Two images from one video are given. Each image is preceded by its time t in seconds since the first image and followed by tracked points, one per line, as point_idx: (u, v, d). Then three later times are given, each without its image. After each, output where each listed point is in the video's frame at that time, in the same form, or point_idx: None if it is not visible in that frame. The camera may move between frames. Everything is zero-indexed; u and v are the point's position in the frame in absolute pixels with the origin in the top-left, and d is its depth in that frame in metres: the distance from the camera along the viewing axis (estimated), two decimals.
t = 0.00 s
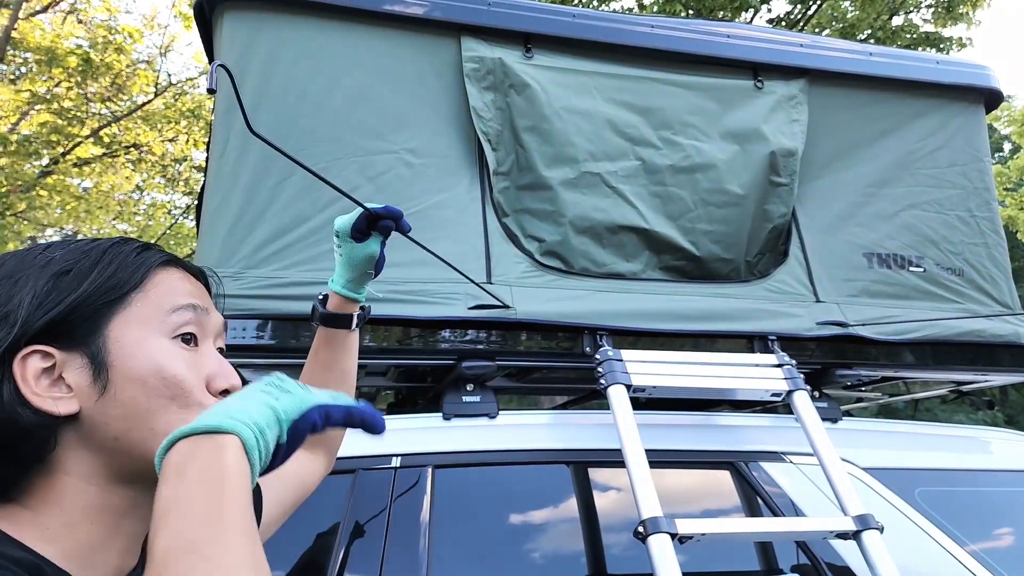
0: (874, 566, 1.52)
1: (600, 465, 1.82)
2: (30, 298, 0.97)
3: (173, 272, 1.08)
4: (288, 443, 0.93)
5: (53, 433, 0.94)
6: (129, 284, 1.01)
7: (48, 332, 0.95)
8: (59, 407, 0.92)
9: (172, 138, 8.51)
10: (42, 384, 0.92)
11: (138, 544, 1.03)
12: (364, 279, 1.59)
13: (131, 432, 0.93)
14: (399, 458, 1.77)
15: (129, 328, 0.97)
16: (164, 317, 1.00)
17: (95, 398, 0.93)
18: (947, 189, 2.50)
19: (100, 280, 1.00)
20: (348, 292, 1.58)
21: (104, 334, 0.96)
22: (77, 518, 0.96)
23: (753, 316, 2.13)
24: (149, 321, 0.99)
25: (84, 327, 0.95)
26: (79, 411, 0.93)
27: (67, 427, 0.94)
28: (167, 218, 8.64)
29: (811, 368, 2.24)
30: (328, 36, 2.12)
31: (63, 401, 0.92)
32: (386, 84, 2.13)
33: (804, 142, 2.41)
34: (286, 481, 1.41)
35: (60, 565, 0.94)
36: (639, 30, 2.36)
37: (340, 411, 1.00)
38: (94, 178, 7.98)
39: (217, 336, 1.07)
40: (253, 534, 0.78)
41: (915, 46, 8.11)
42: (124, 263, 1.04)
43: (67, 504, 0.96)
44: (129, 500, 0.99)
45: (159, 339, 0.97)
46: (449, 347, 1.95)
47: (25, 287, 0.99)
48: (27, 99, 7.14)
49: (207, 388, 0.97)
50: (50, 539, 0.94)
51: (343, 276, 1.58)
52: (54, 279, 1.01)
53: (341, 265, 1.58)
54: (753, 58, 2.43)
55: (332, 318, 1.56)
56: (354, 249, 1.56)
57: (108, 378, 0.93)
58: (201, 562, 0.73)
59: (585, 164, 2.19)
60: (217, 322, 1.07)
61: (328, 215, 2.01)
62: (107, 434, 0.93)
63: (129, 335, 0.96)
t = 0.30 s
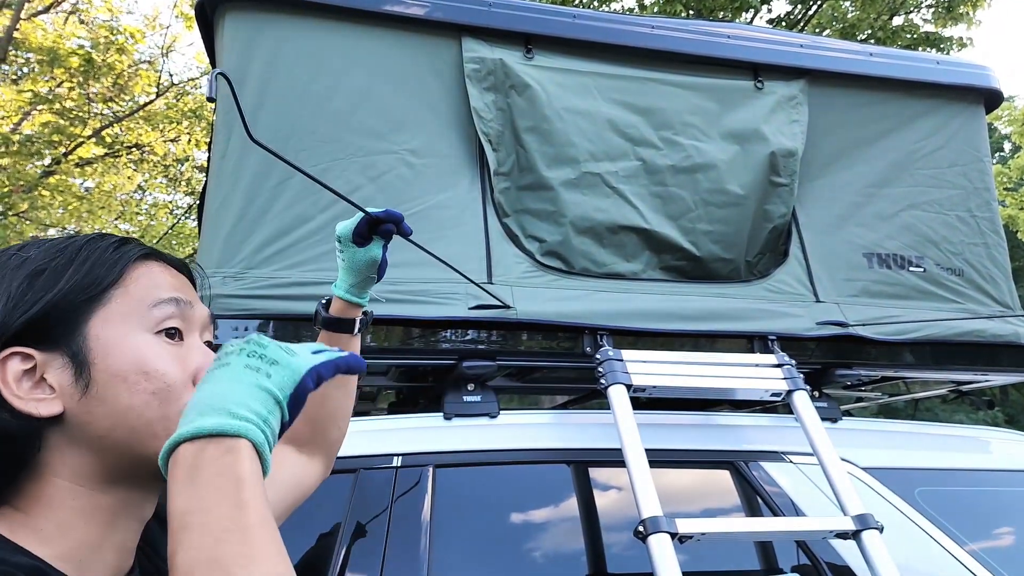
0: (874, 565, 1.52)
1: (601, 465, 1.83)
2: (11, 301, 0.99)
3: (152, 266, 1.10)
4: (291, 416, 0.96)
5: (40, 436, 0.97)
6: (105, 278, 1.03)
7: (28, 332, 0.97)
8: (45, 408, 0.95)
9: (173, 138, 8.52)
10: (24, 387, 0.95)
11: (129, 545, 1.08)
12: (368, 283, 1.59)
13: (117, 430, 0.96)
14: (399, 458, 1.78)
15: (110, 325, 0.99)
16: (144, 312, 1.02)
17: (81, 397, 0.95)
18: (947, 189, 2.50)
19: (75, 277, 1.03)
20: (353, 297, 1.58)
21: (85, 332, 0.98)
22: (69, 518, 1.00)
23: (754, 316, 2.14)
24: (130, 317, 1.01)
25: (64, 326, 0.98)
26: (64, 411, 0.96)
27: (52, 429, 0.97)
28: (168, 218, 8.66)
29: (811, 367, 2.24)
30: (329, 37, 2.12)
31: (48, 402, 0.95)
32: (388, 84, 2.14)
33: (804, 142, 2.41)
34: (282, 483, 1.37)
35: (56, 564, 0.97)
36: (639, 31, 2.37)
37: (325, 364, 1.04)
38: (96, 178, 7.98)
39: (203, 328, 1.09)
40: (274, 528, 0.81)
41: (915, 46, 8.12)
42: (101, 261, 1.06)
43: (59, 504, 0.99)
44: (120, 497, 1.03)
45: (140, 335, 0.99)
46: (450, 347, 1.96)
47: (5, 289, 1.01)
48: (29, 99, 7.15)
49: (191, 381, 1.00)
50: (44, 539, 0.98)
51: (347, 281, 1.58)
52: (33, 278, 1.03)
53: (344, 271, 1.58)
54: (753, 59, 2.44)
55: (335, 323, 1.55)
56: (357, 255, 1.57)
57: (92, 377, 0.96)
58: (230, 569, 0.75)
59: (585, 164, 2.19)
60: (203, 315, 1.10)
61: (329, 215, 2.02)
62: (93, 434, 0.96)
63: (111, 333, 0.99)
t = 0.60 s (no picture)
0: (874, 565, 1.53)
1: (602, 465, 1.83)
2: None
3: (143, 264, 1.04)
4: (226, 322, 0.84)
5: (24, 441, 0.89)
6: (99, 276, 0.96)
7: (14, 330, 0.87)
8: (29, 412, 0.86)
9: (174, 138, 8.53)
10: (8, 388, 0.86)
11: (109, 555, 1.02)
12: (361, 277, 1.55)
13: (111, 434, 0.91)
14: (401, 458, 1.78)
15: (102, 324, 0.92)
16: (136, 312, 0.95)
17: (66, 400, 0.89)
18: (947, 189, 2.51)
19: (67, 273, 0.94)
20: (344, 291, 1.54)
21: (76, 333, 0.90)
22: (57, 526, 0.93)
23: (754, 316, 2.14)
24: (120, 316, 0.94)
25: (54, 326, 0.89)
26: (50, 415, 0.88)
27: (37, 433, 0.89)
28: (169, 218, 8.68)
29: (812, 367, 2.24)
30: (330, 38, 2.13)
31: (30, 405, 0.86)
32: (389, 85, 2.14)
33: (806, 142, 2.41)
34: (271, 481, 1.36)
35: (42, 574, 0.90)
36: (640, 31, 2.37)
37: (250, 257, 0.89)
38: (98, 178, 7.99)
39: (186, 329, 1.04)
40: (223, 459, 0.73)
41: (916, 45, 8.12)
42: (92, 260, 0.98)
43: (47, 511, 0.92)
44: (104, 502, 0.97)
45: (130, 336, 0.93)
46: (451, 347, 1.97)
47: None
48: (31, 100, 7.16)
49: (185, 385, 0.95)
50: (29, 548, 0.90)
51: (340, 277, 1.54)
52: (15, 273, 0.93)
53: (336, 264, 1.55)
54: (754, 59, 2.44)
55: (326, 318, 1.50)
56: (350, 247, 1.54)
57: (81, 379, 0.89)
58: (164, 505, 0.67)
59: (586, 165, 2.20)
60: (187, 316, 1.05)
61: (331, 216, 2.03)
62: (78, 439, 0.90)
63: (101, 333, 0.92)
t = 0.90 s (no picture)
0: (874, 564, 1.53)
1: (603, 464, 1.84)
2: (43, 305, 0.83)
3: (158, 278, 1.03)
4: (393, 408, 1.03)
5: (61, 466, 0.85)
6: (141, 294, 0.95)
7: (70, 347, 0.83)
8: (83, 434, 0.83)
9: (175, 138, 8.54)
10: (58, 411, 0.82)
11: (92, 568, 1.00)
12: (346, 274, 1.58)
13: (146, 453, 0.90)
14: (401, 458, 1.78)
15: (142, 343, 0.92)
16: (168, 331, 0.97)
17: (112, 425, 0.86)
18: (947, 189, 2.51)
19: (114, 288, 0.91)
20: (328, 285, 1.56)
21: (124, 352, 0.89)
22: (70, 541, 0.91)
23: (754, 316, 2.14)
24: (158, 336, 0.94)
25: (105, 344, 0.87)
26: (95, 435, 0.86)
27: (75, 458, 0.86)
28: (170, 217, 8.70)
29: (812, 366, 2.25)
30: (332, 39, 2.13)
31: (82, 430, 0.83)
32: (391, 86, 2.15)
33: (806, 143, 2.42)
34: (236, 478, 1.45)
35: None
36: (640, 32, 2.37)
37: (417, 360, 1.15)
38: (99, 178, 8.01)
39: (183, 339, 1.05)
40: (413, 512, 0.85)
41: (916, 45, 8.11)
42: (126, 270, 0.95)
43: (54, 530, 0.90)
44: (114, 520, 0.95)
45: (167, 354, 0.95)
46: (453, 348, 1.97)
47: (21, 284, 0.83)
48: (32, 99, 7.18)
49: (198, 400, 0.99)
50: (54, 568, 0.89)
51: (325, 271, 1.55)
52: (55, 275, 0.86)
53: (326, 258, 1.54)
54: (754, 59, 2.45)
55: (304, 310, 1.54)
56: (346, 245, 1.53)
57: (133, 403, 0.88)
58: (386, 535, 0.79)
59: (587, 165, 2.20)
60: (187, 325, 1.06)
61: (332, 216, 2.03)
62: (117, 459, 0.89)
63: (147, 351, 0.92)
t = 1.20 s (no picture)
0: (872, 564, 1.54)
1: (602, 464, 1.84)
2: (160, 295, 0.80)
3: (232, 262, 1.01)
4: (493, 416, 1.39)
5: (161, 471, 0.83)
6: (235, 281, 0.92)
7: (186, 343, 0.82)
8: (182, 432, 0.82)
9: (176, 137, 8.55)
10: (161, 412, 0.80)
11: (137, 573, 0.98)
12: (331, 272, 1.62)
13: (229, 454, 0.90)
14: (402, 458, 1.79)
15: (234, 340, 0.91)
16: (247, 326, 0.96)
17: (206, 425, 0.86)
18: (947, 189, 2.51)
19: (218, 273, 0.89)
20: (313, 280, 1.59)
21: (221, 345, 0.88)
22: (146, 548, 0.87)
23: (753, 316, 2.15)
24: (244, 335, 0.94)
25: (210, 337, 0.85)
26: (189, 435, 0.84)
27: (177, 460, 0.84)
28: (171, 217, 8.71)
29: (812, 366, 2.25)
30: (332, 40, 2.13)
31: (180, 430, 0.82)
32: (391, 86, 2.15)
33: (806, 143, 2.42)
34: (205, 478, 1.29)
35: None
36: (640, 32, 2.38)
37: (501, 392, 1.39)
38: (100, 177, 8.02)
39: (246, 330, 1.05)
40: None
41: (917, 45, 8.11)
42: (221, 251, 0.91)
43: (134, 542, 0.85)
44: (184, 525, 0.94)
45: (249, 353, 0.95)
46: (453, 347, 2.05)
47: (138, 270, 0.79)
48: (34, 99, 7.19)
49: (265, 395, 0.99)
50: None
51: (313, 266, 1.59)
52: (167, 261, 0.83)
53: (319, 251, 1.59)
54: (754, 59, 2.45)
55: (286, 303, 1.53)
56: (341, 240, 1.59)
57: (223, 401, 0.87)
58: None
59: (587, 165, 2.20)
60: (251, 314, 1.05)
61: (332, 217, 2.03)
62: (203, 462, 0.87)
63: (239, 349, 0.91)
